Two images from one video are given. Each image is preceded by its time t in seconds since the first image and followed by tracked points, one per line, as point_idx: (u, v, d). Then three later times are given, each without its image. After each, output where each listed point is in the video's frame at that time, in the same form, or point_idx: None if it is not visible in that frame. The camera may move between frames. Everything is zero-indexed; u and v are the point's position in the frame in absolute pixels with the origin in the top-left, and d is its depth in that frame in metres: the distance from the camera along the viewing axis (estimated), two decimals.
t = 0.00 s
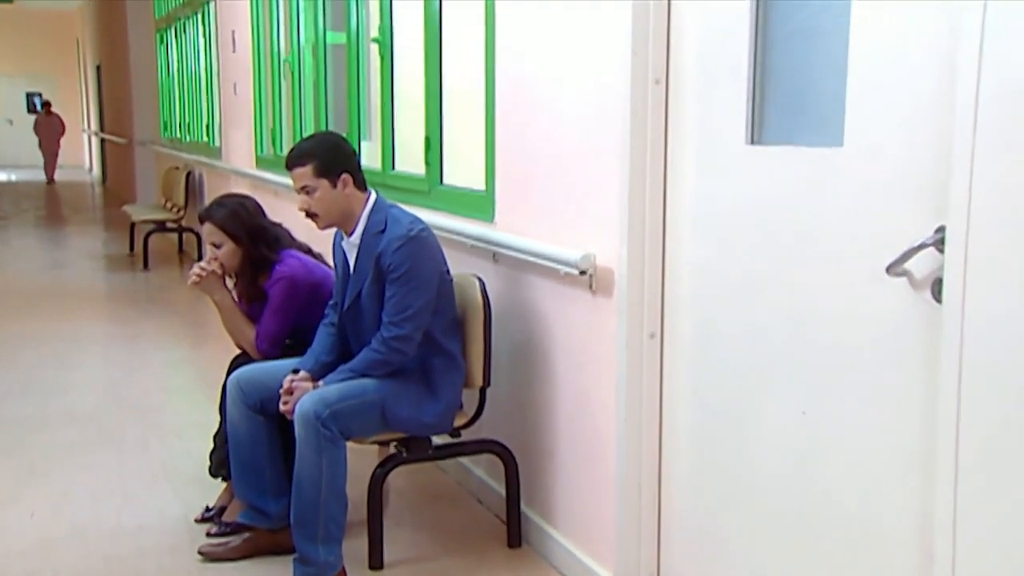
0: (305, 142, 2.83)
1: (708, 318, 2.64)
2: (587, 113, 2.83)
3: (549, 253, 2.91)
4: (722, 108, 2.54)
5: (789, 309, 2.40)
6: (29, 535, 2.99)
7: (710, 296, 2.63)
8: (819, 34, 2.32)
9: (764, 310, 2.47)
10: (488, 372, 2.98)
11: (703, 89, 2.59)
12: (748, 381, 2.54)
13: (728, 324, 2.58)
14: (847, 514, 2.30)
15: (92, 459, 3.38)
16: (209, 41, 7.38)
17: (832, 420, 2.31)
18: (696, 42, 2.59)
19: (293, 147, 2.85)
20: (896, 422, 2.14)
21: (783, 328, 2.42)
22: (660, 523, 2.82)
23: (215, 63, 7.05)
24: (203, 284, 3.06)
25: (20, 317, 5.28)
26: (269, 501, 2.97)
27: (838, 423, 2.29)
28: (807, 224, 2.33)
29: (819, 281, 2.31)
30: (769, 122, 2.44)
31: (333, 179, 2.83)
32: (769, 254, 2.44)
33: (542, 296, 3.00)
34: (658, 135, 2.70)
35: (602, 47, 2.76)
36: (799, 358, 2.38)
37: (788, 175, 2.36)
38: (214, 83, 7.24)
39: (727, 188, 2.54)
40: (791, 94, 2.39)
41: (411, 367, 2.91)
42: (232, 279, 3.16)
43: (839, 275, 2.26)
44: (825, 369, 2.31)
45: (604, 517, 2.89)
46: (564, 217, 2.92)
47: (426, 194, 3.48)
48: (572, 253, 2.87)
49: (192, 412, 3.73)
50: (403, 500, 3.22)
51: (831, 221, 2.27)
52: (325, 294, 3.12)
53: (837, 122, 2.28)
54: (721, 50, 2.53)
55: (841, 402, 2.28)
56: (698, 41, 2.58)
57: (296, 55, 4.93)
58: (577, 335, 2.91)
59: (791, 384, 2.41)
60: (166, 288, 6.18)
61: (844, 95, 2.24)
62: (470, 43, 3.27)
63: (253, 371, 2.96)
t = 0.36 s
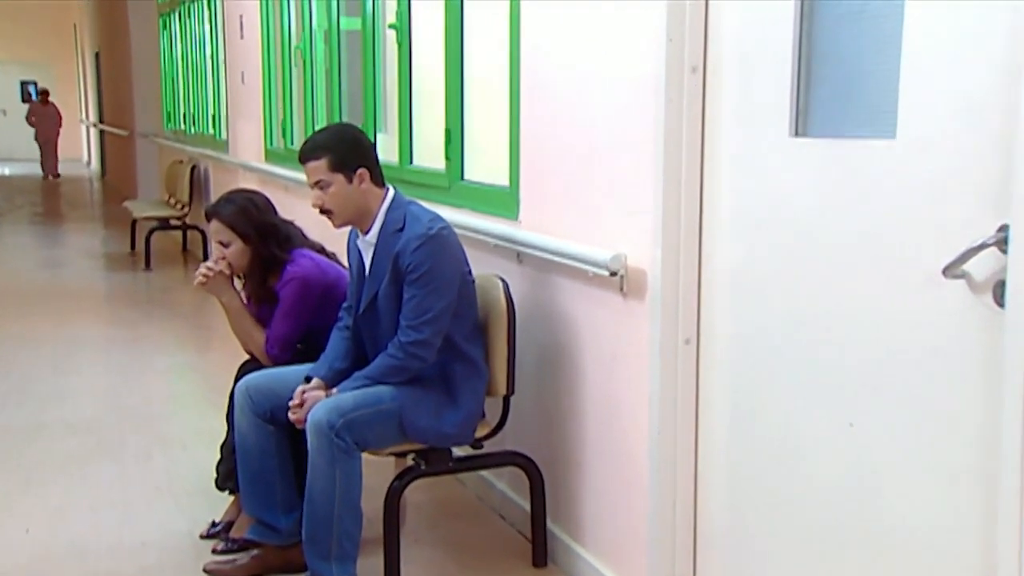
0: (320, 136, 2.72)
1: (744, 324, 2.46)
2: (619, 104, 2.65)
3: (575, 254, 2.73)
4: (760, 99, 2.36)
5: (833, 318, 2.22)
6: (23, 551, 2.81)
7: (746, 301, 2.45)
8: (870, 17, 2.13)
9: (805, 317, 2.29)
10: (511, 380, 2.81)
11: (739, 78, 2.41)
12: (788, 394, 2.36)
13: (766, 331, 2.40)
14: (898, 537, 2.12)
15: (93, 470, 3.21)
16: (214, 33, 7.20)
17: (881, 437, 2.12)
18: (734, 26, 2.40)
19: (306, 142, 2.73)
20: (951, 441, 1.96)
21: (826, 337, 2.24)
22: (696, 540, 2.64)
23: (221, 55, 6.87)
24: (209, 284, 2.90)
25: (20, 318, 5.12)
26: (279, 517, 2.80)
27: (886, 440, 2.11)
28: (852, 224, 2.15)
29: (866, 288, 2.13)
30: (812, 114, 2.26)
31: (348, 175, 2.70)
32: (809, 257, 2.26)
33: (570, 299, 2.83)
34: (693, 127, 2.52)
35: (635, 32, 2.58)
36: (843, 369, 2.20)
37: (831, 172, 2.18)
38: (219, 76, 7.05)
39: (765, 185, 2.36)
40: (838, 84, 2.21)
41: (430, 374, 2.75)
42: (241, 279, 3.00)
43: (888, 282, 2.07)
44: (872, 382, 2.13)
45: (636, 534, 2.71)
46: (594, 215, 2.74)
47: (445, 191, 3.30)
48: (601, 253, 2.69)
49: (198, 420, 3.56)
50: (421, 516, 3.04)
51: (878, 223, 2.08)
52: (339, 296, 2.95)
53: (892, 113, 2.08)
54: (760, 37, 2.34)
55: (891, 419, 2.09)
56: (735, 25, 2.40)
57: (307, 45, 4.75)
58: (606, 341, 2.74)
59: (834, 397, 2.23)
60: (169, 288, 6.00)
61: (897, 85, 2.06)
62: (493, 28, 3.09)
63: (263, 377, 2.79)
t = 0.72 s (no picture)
0: (336, 128, 2.58)
1: (785, 333, 2.26)
2: (653, 96, 2.46)
3: (607, 254, 2.55)
4: (803, 88, 2.16)
5: (881, 328, 2.02)
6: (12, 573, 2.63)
7: (787, 308, 2.25)
8: None
9: (849, 326, 2.09)
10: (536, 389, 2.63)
11: (780, 66, 2.21)
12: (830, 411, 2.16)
13: (808, 341, 2.20)
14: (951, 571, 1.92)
15: (91, 487, 3.03)
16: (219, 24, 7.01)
17: (935, 460, 1.93)
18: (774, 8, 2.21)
19: (321, 134, 2.59)
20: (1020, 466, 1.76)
21: (873, 348, 2.04)
22: (735, 565, 2.45)
23: (229, 46, 6.69)
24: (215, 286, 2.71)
25: (21, 323, 4.94)
26: (287, 535, 2.64)
27: (944, 463, 1.91)
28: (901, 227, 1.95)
29: (917, 296, 1.93)
30: (860, 106, 2.06)
31: (365, 169, 2.56)
32: (855, 262, 2.06)
33: (601, 302, 2.64)
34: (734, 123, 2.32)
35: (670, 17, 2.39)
36: (893, 384, 2.01)
37: (880, 169, 1.99)
38: (226, 68, 6.86)
39: (808, 182, 2.17)
40: (886, 74, 2.01)
41: (451, 382, 2.59)
42: (248, 281, 2.81)
43: (943, 290, 1.88)
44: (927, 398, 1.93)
45: (672, 558, 2.52)
46: (628, 214, 2.55)
47: (465, 188, 3.11)
48: (634, 254, 2.50)
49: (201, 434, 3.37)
50: (439, 536, 2.85)
51: (932, 225, 1.89)
52: (353, 300, 2.77)
53: (948, 102, 1.88)
54: (803, 20, 2.15)
55: (947, 440, 1.90)
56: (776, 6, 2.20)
57: (319, 35, 4.56)
58: (640, 348, 2.55)
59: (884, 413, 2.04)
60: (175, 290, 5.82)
61: (957, 73, 1.86)
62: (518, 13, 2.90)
63: (272, 386, 2.62)
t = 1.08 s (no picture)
0: (349, 117, 2.41)
1: (831, 344, 2.06)
2: (690, 87, 2.26)
3: (635, 254, 2.36)
4: (852, 75, 1.96)
5: (938, 342, 1.82)
6: None
7: (833, 317, 2.05)
8: None
9: (903, 339, 1.89)
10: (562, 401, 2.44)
11: (828, 52, 2.01)
12: (881, 430, 1.96)
13: (856, 353, 2.00)
14: None
15: (82, 509, 2.84)
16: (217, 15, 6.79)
17: (1001, 490, 1.73)
18: None
19: (332, 124, 2.42)
20: None
21: (928, 363, 1.84)
22: None
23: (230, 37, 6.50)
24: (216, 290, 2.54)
25: (20, 330, 4.76)
26: (293, 558, 2.47)
27: (1012, 494, 1.71)
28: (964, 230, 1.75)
29: (982, 307, 1.73)
30: (917, 94, 1.86)
31: (379, 162, 2.39)
32: (909, 268, 1.86)
33: (631, 307, 2.44)
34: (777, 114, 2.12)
35: None
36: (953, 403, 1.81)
37: (939, 164, 1.78)
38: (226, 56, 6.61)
39: (856, 178, 1.96)
40: (947, 59, 1.81)
41: (470, 392, 2.41)
42: (253, 284, 2.63)
43: (1014, 301, 1.67)
44: (993, 421, 1.73)
45: None
46: (662, 211, 2.35)
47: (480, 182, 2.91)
48: (668, 255, 2.30)
49: (201, 449, 3.19)
50: (458, 560, 2.66)
51: (1002, 225, 1.68)
52: (365, 304, 2.59)
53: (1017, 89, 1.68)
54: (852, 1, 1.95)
55: (1017, 469, 1.69)
56: None
57: (330, 24, 4.36)
58: (674, 357, 2.35)
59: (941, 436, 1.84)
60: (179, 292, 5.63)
61: None
62: None
63: (279, 398, 2.45)
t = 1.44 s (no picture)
0: (363, 111, 2.24)
1: (885, 357, 1.86)
2: (734, 77, 2.07)
3: (670, 258, 2.17)
4: (910, 60, 1.76)
5: (1010, 357, 1.62)
6: None
7: (886, 326, 1.85)
8: None
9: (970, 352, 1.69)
10: (592, 417, 2.25)
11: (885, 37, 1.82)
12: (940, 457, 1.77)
13: (912, 368, 1.81)
14: None
15: (74, 534, 2.65)
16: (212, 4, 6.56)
17: None
18: None
19: (344, 119, 2.25)
20: None
21: (999, 380, 1.64)
22: None
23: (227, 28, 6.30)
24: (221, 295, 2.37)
25: (21, 338, 4.58)
26: None
27: None
28: None
29: None
30: (985, 80, 1.66)
31: (395, 159, 2.21)
32: (977, 274, 1.66)
33: (666, 315, 2.25)
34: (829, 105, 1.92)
35: None
36: None
37: (1015, 155, 1.59)
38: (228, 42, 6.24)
39: (916, 173, 1.77)
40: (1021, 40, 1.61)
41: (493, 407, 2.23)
42: (260, 289, 2.45)
43: None
44: None
45: None
46: (702, 210, 2.16)
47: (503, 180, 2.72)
48: (708, 259, 2.11)
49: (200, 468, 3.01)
50: None
51: None
52: (381, 312, 2.40)
53: None
54: None
55: None
56: None
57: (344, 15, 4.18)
58: (711, 370, 2.16)
59: (1012, 461, 1.64)
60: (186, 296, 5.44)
61: None
62: None
63: (288, 413, 2.28)
